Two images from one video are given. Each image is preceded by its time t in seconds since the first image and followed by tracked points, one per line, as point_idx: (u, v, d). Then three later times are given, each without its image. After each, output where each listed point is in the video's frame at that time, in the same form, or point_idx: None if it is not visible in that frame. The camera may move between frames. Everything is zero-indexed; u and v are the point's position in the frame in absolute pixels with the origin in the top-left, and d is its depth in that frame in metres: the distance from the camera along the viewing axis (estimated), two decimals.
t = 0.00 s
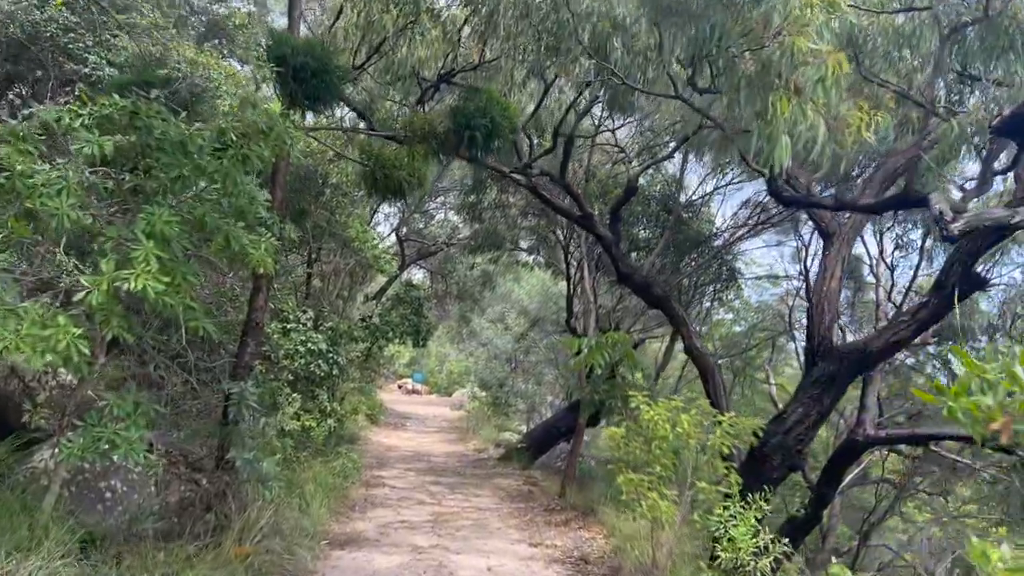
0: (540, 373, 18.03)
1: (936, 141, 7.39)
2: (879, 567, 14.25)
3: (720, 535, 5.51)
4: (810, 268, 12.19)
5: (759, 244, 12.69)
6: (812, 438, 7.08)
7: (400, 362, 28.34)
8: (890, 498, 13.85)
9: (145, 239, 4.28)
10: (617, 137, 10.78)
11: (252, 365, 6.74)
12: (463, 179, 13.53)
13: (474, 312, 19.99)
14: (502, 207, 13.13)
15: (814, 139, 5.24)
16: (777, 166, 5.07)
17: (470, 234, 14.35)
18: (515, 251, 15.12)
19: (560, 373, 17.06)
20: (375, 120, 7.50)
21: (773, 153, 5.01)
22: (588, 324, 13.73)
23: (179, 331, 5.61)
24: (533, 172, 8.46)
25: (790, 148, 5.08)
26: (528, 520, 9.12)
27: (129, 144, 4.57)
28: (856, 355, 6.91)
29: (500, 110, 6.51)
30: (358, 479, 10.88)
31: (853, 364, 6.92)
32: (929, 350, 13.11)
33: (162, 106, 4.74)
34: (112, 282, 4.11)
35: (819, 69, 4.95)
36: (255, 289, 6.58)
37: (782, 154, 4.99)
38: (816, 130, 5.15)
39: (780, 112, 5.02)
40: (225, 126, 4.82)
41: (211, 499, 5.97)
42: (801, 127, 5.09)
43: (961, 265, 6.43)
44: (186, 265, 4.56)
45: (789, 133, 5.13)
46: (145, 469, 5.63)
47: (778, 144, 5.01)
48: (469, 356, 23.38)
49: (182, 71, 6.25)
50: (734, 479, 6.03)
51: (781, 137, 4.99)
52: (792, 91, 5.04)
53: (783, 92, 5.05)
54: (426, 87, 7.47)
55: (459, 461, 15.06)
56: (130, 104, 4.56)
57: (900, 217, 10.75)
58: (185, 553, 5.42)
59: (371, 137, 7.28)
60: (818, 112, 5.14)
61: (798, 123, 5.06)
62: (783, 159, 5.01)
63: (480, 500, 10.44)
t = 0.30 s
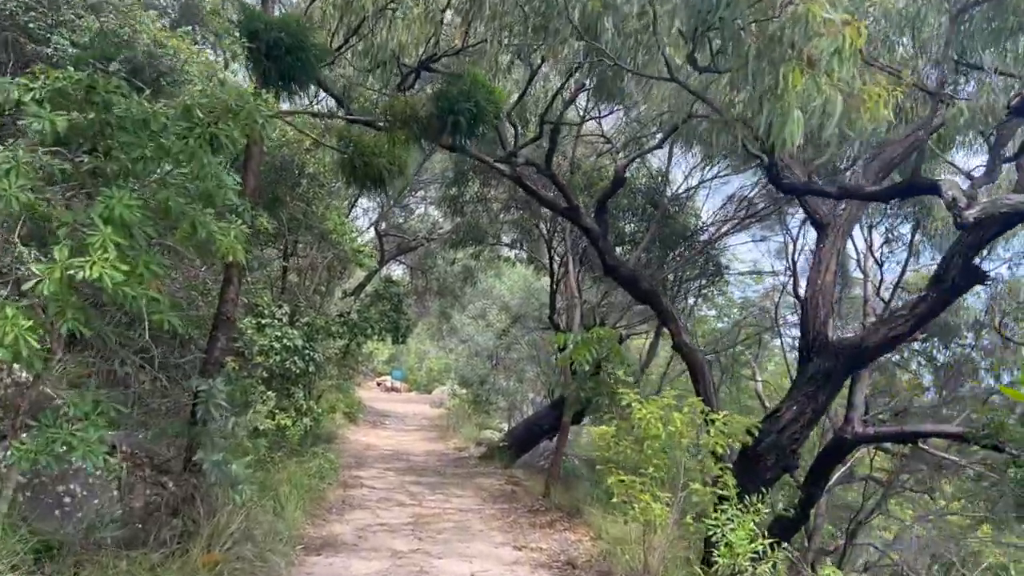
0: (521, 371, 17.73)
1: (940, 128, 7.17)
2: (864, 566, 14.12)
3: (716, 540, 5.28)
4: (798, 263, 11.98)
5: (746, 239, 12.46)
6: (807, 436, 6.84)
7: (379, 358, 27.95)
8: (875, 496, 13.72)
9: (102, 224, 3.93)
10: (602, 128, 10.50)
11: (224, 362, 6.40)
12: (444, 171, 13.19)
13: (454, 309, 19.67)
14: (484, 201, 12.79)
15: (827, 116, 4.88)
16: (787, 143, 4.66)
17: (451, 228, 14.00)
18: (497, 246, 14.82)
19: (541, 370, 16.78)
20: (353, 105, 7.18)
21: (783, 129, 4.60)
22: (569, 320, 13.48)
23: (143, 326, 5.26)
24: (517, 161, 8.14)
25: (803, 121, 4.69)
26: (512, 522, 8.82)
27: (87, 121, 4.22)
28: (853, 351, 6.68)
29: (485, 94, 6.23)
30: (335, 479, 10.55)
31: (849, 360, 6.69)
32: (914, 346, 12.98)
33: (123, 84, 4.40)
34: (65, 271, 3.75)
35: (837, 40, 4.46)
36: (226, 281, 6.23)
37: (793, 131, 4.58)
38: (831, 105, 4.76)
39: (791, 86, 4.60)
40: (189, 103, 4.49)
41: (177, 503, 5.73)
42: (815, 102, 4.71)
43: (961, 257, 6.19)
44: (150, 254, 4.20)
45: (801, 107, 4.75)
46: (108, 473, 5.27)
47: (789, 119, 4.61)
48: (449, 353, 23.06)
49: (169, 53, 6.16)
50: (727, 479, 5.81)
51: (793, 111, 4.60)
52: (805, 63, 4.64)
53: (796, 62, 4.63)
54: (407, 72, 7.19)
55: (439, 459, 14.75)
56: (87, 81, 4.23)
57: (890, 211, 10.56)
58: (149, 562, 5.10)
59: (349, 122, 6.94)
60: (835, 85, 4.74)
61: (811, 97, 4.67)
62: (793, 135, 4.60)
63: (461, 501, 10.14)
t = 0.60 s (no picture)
0: (491, 364, 17.43)
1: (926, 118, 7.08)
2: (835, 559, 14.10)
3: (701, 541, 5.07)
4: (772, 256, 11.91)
5: (719, 231, 12.33)
6: (788, 431, 6.68)
7: (346, 352, 27.52)
8: (846, 490, 13.70)
9: (43, 203, 3.58)
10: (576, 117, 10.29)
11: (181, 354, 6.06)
12: (413, 160, 12.89)
13: (423, 302, 19.35)
14: (455, 190, 12.50)
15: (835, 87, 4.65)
16: (793, 116, 4.53)
17: (420, 219, 13.69)
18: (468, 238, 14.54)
19: (512, 365, 16.55)
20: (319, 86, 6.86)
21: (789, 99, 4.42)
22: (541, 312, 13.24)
23: (92, 315, 4.91)
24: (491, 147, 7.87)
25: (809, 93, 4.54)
26: (484, 519, 8.58)
27: (29, 93, 3.92)
28: (835, 343, 6.53)
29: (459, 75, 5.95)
30: (300, 476, 10.22)
31: (832, 354, 6.54)
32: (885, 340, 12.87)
33: (68, 53, 4.07)
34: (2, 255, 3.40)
35: (845, 6, 4.32)
36: (184, 268, 5.89)
37: (799, 104, 4.44)
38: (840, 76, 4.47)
39: (797, 53, 4.39)
40: (142, 74, 4.14)
41: (133, 504, 5.40)
42: (822, 72, 4.52)
43: (947, 248, 6.08)
44: (96, 236, 3.83)
45: (807, 78, 4.55)
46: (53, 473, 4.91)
47: (795, 91, 4.46)
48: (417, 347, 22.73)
49: (124, 29, 5.65)
50: (711, 475, 5.61)
51: (799, 82, 4.44)
52: (811, 28, 4.40)
53: (802, 28, 4.39)
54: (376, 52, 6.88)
55: (407, 455, 14.45)
56: (27, 46, 3.88)
57: (865, 203, 10.50)
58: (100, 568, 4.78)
59: (317, 104, 6.63)
60: (839, 58, 4.47)
61: (817, 67, 4.46)
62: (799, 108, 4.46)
63: (431, 498, 9.87)
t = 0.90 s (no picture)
0: (449, 352, 17.03)
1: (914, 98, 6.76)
2: (794, 546, 14.12)
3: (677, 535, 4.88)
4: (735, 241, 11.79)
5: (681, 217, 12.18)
6: (757, 419, 6.53)
7: (300, 340, 26.93)
8: (805, 477, 13.72)
9: None
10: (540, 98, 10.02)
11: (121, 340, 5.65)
12: (370, 141, 12.50)
13: (380, 288, 18.95)
14: (413, 173, 12.13)
15: (839, 44, 4.68)
16: (799, 73, 4.59)
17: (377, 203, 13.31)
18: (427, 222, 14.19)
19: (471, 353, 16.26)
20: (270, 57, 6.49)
21: (797, 57, 4.50)
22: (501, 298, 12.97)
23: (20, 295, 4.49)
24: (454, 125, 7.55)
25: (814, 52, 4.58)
26: (444, 512, 8.30)
27: None
28: (806, 328, 6.39)
29: (422, 44, 5.63)
30: (252, 468, 9.82)
31: (802, 338, 6.40)
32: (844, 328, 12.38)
33: None
34: None
35: None
36: (125, 247, 5.48)
37: (807, 59, 4.50)
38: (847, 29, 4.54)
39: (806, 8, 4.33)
40: (69, 25, 3.76)
41: (67, 502, 5.03)
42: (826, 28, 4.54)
43: (920, 231, 5.96)
44: (22, 207, 3.45)
45: (811, 33, 4.56)
46: None
47: (801, 46, 4.49)
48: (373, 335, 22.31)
49: None
50: (682, 466, 5.42)
51: (806, 37, 4.47)
52: None
53: None
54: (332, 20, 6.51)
55: (363, 444, 14.10)
56: None
57: (833, 187, 10.36)
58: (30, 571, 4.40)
59: (268, 74, 6.26)
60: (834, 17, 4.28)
61: (822, 25, 4.45)
62: (807, 63, 4.52)
63: (389, 489, 9.55)
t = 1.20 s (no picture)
0: (396, 337, 16.64)
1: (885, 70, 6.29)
2: (741, 530, 14.16)
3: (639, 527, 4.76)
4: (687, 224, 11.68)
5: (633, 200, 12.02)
6: (715, 404, 6.38)
7: (241, 325, 26.21)
8: (752, 460, 13.75)
9: None
10: (493, 73, 9.78)
11: (37, 321, 5.20)
12: (315, 117, 12.04)
13: (324, 271, 18.45)
14: (360, 151, 11.69)
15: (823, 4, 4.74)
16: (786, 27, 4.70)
17: (321, 181, 12.85)
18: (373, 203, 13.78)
19: (418, 338, 15.92)
20: (203, 17, 6.06)
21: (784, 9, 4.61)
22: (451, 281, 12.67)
23: None
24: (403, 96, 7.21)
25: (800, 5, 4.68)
26: (391, 501, 8.00)
27: None
28: (764, 312, 6.25)
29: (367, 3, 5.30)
30: (188, 457, 9.37)
31: (760, 323, 6.27)
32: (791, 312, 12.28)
33: None
34: None
35: None
36: (41, 219, 5.03)
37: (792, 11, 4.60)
38: None
39: None
40: None
41: None
42: None
43: (881, 212, 5.96)
44: None
45: None
46: None
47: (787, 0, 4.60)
48: (317, 319, 21.78)
49: None
50: (641, 450, 5.27)
51: None
52: None
53: None
54: None
55: (306, 431, 13.67)
56: None
57: (789, 171, 10.37)
58: None
59: (202, 36, 5.85)
60: None
61: None
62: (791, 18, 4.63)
63: (333, 478, 9.21)
